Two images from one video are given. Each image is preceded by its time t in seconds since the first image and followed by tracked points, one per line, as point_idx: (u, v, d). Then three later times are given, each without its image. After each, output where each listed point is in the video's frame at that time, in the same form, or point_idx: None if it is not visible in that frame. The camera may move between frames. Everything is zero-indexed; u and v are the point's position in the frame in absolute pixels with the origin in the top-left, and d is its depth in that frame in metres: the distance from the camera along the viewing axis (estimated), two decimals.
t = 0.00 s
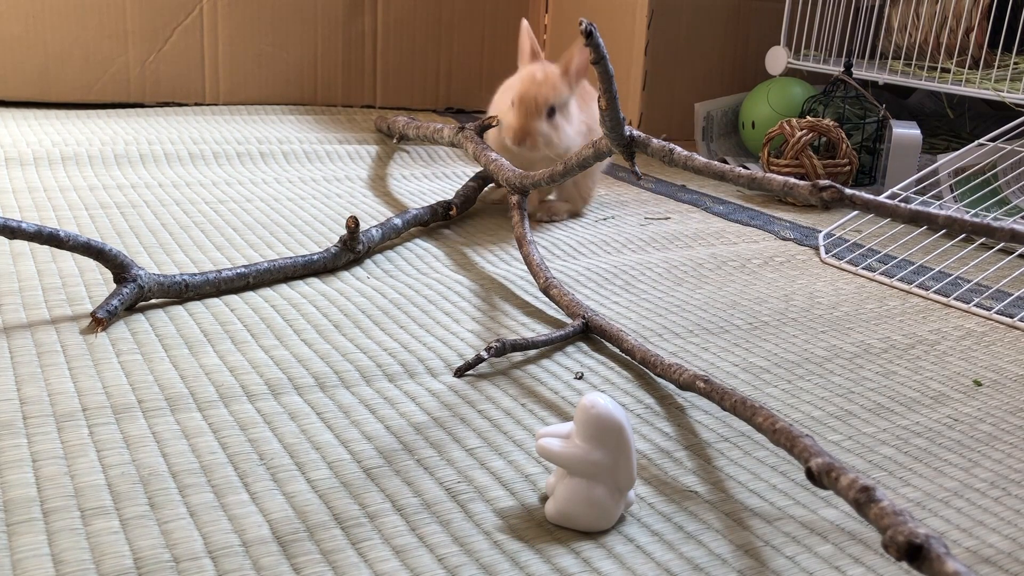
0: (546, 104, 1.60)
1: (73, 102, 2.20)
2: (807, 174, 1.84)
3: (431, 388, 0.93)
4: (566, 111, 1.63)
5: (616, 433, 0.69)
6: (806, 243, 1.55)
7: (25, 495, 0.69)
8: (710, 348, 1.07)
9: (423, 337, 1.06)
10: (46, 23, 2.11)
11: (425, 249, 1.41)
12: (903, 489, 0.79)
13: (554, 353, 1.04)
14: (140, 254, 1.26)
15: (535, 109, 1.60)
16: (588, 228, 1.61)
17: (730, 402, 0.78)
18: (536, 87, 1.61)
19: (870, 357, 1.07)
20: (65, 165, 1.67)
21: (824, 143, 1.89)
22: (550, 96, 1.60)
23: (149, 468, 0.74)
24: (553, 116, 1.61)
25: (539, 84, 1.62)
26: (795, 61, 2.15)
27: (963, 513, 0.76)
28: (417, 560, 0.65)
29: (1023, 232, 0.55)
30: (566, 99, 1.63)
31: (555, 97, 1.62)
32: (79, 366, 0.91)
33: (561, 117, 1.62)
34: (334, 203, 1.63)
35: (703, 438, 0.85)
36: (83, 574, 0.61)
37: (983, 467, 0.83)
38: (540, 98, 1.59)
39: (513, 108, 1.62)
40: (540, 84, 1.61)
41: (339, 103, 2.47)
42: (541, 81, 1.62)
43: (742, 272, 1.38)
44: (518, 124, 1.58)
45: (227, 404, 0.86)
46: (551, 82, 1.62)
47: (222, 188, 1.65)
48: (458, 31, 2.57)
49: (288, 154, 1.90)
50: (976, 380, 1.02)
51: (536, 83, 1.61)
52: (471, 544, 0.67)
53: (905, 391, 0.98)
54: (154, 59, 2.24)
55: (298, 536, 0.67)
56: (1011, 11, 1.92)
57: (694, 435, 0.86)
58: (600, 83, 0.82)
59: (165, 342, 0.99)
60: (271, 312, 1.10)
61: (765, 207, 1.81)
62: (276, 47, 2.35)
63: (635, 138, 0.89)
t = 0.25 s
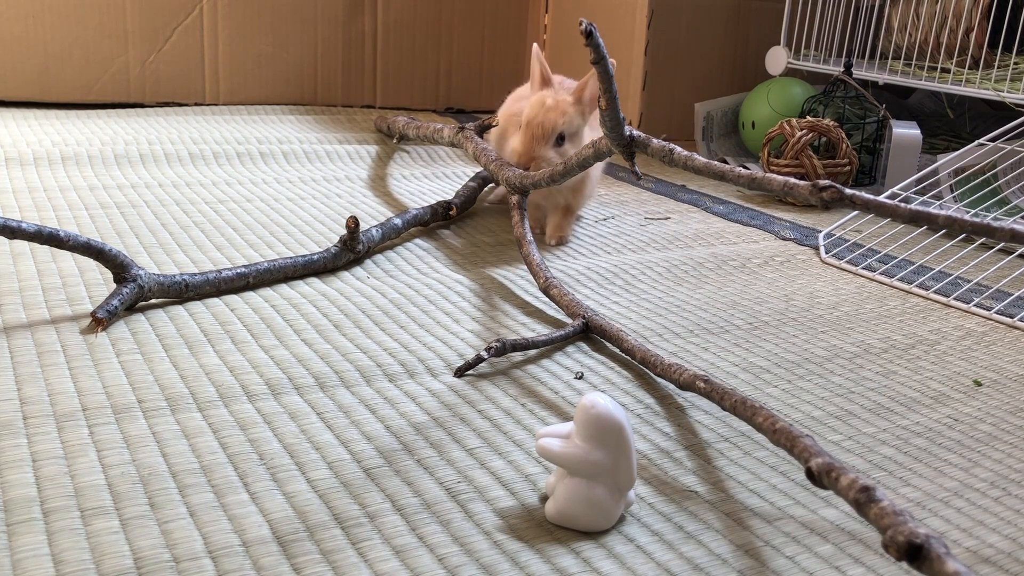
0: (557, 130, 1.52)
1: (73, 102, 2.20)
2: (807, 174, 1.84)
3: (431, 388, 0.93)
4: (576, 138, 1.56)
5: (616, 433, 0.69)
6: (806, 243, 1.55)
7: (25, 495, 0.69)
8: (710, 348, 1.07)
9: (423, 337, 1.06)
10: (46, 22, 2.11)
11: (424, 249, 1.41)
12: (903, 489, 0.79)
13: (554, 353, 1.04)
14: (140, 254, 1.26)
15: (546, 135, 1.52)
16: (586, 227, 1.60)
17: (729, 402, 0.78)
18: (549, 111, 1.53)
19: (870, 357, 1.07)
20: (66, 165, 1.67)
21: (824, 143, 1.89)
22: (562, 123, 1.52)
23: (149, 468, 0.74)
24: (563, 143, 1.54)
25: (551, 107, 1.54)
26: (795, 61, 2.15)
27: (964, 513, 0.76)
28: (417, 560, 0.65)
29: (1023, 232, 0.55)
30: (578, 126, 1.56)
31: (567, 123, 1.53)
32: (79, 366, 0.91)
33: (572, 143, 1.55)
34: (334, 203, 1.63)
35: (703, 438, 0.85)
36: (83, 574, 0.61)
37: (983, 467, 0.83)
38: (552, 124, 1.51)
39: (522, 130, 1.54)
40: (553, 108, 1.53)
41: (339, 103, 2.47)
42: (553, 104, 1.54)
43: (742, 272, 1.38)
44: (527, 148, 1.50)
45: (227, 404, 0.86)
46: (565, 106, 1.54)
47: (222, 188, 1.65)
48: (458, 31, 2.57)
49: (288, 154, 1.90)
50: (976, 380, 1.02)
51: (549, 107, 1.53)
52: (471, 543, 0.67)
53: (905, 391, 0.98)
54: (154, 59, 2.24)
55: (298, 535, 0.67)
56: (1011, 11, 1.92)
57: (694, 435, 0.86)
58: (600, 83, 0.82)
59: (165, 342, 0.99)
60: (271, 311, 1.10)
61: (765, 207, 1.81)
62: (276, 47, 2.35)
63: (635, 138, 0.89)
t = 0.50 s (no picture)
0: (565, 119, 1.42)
1: (73, 102, 2.20)
2: (807, 174, 1.84)
3: (431, 388, 0.93)
4: (584, 132, 1.45)
5: (616, 433, 0.69)
6: (806, 243, 1.55)
7: (25, 495, 0.69)
8: (710, 348, 1.07)
9: (423, 337, 1.06)
10: (46, 22, 2.11)
11: (425, 250, 1.41)
12: (903, 489, 0.79)
13: (554, 353, 1.04)
14: (140, 254, 1.26)
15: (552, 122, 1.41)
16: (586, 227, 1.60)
17: (729, 402, 0.78)
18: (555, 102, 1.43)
19: (870, 357, 1.07)
20: (66, 165, 1.67)
21: (824, 143, 1.89)
22: (570, 113, 1.42)
23: (149, 468, 0.74)
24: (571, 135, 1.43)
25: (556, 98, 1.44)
26: (795, 61, 2.15)
27: (964, 513, 0.76)
28: (417, 560, 0.65)
29: (1023, 232, 0.55)
30: (586, 116, 1.45)
31: (575, 114, 1.43)
32: (79, 366, 0.91)
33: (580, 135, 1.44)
34: (334, 203, 1.63)
35: (703, 438, 0.85)
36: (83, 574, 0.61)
37: (983, 467, 0.83)
38: (558, 113, 1.41)
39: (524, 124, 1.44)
40: (558, 99, 1.43)
41: (339, 103, 2.47)
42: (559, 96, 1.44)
43: (742, 272, 1.38)
44: (532, 137, 1.39)
45: (227, 404, 0.86)
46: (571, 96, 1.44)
47: (222, 188, 1.65)
48: (458, 31, 2.57)
49: (288, 154, 1.90)
50: (976, 380, 1.02)
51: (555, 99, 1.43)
52: (471, 544, 0.67)
53: (905, 391, 0.98)
54: (155, 59, 2.23)
55: (299, 536, 0.67)
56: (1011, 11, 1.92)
57: (694, 435, 0.86)
58: (600, 83, 0.83)
59: (165, 342, 0.99)
60: (271, 311, 1.10)
61: (765, 207, 1.81)
62: (276, 47, 2.35)
63: (635, 138, 0.89)
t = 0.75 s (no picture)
0: (543, 111, 1.31)
1: (73, 102, 2.20)
2: (807, 174, 1.84)
3: (431, 388, 0.93)
4: (572, 124, 1.32)
5: (616, 434, 0.69)
6: (806, 243, 1.55)
7: (25, 495, 0.69)
8: (710, 348, 1.07)
9: (423, 337, 1.06)
10: (46, 22, 2.11)
11: (425, 250, 1.41)
12: (903, 489, 0.79)
13: (554, 354, 1.04)
14: (140, 254, 1.26)
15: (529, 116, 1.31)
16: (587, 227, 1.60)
17: (729, 402, 0.78)
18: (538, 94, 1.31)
19: (870, 357, 1.07)
20: (65, 165, 1.67)
21: (824, 143, 1.89)
22: (547, 105, 1.30)
23: (149, 468, 0.74)
24: (553, 130, 1.31)
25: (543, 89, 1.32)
26: (795, 61, 2.15)
27: (963, 513, 0.76)
28: (417, 560, 0.65)
29: (1023, 232, 0.55)
30: (577, 106, 1.31)
31: (557, 105, 1.31)
32: (79, 366, 0.91)
33: (562, 130, 1.31)
34: (334, 203, 1.62)
35: (703, 438, 0.85)
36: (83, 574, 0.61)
37: (983, 467, 0.83)
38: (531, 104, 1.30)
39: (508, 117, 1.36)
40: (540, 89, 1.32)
41: (339, 103, 2.47)
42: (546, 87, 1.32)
43: (742, 272, 1.38)
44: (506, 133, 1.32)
45: (227, 404, 0.86)
46: (557, 87, 1.31)
47: (222, 188, 1.65)
48: (458, 31, 2.57)
49: (288, 154, 1.90)
50: (976, 380, 1.02)
51: (540, 91, 1.31)
52: (471, 544, 0.67)
53: (905, 391, 0.98)
54: (154, 59, 2.23)
55: (299, 536, 0.67)
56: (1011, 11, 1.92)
57: (694, 435, 0.86)
58: (600, 83, 0.83)
59: (165, 342, 0.99)
60: (271, 311, 1.10)
61: (765, 207, 1.81)
62: (276, 47, 2.35)
63: (635, 138, 0.89)
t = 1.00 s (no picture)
0: (484, 90, 1.29)
1: (73, 102, 2.20)
2: (807, 174, 1.84)
3: (431, 388, 0.93)
4: (513, 100, 1.30)
5: (616, 434, 0.69)
6: (806, 243, 1.55)
7: (25, 495, 0.69)
8: (710, 348, 1.07)
9: (423, 337, 1.06)
10: (46, 22, 2.11)
11: (424, 250, 1.41)
12: (903, 489, 0.79)
13: (554, 353, 1.04)
14: (140, 254, 1.26)
15: (468, 95, 1.29)
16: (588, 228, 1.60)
17: (730, 402, 0.78)
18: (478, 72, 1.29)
19: (870, 357, 1.07)
20: (65, 165, 1.67)
21: (824, 143, 1.89)
22: (487, 83, 1.29)
23: (149, 468, 0.74)
24: (495, 109, 1.29)
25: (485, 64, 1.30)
26: (795, 60, 2.15)
27: (963, 513, 0.76)
28: (417, 560, 0.65)
29: None
30: (516, 81, 1.30)
31: (496, 83, 1.29)
32: (79, 366, 0.91)
33: (505, 108, 1.29)
34: (334, 203, 1.62)
35: (703, 438, 0.85)
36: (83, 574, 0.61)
37: (983, 467, 0.83)
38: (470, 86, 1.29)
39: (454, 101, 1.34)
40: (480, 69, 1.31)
41: (339, 103, 2.48)
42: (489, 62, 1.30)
43: (743, 272, 1.38)
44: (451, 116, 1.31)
45: (227, 404, 0.86)
46: (495, 64, 1.29)
47: (222, 188, 1.65)
48: (458, 31, 2.57)
49: (288, 154, 1.90)
50: (977, 380, 1.02)
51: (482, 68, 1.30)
52: (471, 544, 0.67)
53: (905, 391, 0.98)
54: (154, 59, 2.23)
55: (299, 536, 0.67)
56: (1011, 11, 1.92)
57: (694, 435, 0.86)
58: (600, 83, 0.83)
59: (165, 342, 0.99)
60: (271, 312, 1.10)
61: (765, 207, 1.82)
62: (276, 47, 2.35)
63: (635, 138, 0.89)
